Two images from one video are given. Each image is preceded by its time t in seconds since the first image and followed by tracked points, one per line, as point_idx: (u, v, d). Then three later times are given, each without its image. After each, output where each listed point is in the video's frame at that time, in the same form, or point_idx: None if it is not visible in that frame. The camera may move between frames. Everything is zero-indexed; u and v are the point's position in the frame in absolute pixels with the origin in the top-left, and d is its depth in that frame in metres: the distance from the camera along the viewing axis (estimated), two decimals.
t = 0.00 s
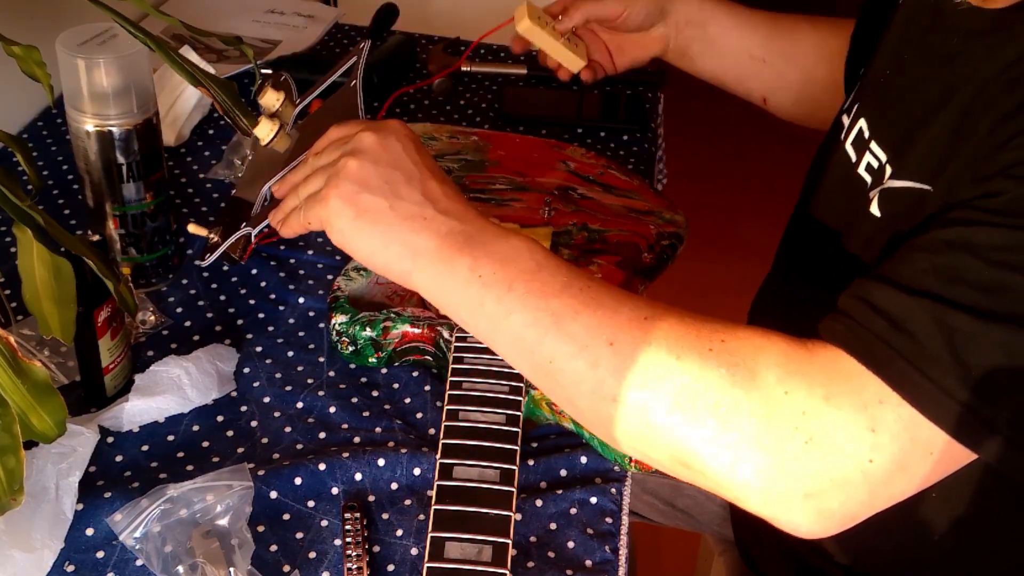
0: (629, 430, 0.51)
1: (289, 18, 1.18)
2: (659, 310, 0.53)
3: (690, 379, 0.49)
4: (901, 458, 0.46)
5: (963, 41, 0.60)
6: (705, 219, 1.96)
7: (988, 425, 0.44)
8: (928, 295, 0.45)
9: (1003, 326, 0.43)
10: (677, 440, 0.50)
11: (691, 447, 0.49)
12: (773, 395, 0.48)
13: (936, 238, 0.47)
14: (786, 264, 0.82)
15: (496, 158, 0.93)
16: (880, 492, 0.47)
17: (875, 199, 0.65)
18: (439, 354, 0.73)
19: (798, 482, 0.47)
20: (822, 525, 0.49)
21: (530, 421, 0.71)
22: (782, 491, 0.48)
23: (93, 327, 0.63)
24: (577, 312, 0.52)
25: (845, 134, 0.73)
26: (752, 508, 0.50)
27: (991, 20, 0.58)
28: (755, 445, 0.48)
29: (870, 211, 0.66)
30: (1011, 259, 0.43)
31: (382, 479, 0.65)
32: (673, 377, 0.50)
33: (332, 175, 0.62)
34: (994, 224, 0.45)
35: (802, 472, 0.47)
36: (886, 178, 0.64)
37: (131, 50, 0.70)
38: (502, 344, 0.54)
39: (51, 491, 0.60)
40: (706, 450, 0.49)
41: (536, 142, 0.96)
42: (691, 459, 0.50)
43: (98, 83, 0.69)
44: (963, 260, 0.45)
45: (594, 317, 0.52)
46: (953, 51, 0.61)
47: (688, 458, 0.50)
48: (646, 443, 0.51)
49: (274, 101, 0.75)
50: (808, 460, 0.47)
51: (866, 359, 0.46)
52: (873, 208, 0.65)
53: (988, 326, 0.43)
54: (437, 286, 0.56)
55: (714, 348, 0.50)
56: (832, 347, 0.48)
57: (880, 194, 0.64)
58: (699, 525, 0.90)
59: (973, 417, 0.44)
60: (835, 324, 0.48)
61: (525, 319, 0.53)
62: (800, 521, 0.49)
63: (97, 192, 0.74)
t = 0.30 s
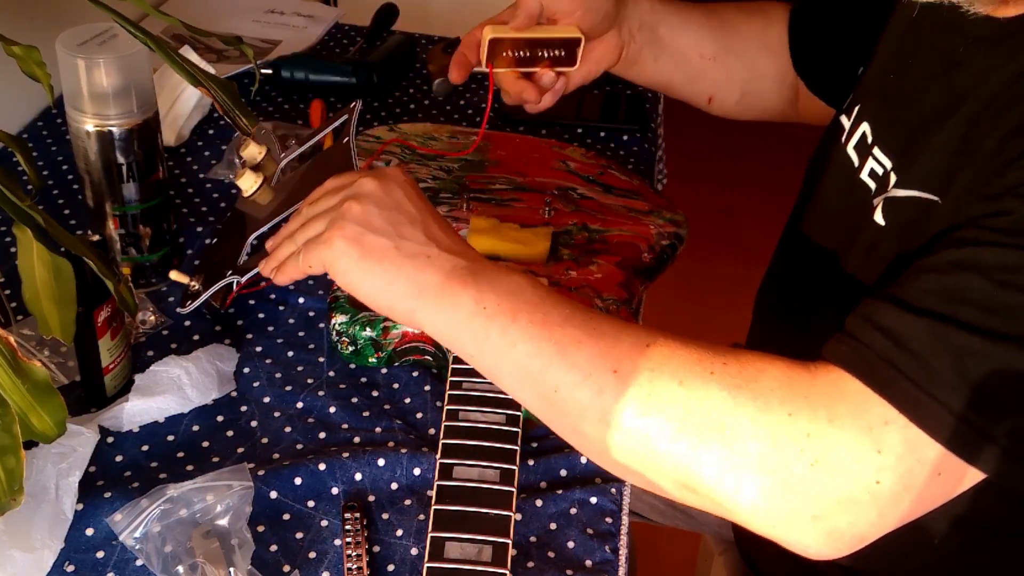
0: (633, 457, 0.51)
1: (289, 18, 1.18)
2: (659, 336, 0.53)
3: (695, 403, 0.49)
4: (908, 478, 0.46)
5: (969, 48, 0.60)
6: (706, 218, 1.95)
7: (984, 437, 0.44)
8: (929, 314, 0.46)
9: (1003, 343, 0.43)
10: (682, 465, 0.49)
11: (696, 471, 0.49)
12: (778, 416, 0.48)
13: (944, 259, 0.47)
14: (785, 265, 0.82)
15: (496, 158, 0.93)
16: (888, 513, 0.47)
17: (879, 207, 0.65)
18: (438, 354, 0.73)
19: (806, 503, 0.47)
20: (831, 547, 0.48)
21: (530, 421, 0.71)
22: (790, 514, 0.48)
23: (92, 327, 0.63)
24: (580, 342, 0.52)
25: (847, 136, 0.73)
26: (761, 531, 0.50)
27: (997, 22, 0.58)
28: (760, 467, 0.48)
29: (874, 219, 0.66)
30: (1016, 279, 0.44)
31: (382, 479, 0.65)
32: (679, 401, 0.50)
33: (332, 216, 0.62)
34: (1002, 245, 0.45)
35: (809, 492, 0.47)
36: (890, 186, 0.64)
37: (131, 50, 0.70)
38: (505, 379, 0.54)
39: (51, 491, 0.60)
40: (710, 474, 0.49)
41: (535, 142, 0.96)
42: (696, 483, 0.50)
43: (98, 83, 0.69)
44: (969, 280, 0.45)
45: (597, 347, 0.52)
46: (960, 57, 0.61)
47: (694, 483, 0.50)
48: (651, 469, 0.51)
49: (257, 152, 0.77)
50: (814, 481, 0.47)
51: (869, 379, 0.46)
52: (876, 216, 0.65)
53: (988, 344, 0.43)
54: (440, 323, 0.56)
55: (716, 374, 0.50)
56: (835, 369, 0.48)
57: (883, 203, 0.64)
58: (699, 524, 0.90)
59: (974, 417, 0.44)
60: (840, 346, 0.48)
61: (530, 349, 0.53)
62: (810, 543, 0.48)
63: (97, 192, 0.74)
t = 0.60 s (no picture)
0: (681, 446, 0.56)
1: (289, 18, 1.18)
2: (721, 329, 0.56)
3: (737, 409, 0.53)
4: (928, 498, 0.47)
5: (985, 51, 0.60)
6: (706, 218, 1.95)
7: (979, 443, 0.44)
8: (955, 340, 0.46)
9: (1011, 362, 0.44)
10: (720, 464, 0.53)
11: (731, 470, 0.53)
12: (811, 429, 0.51)
13: (965, 279, 0.48)
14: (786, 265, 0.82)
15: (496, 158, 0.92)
16: (909, 531, 0.48)
17: (889, 208, 0.66)
18: (439, 354, 0.73)
19: (826, 519, 0.50)
20: (851, 564, 0.51)
21: (530, 421, 0.71)
22: (811, 527, 0.51)
23: (93, 327, 0.63)
24: (645, 330, 0.57)
25: (858, 133, 0.73)
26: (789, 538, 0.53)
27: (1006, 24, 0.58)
28: (788, 476, 0.51)
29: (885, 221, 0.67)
30: None
31: (382, 479, 0.65)
32: (722, 403, 0.53)
33: (432, 207, 0.72)
34: None
35: (830, 508, 0.50)
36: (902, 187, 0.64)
37: (132, 50, 0.70)
38: (586, 348, 0.61)
39: (51, 491, 0.60)
40: (744, 476, 0.52)
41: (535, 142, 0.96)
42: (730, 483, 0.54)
43: (98, 83, 0.69)
44: (985, 301, 0.46)
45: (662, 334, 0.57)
46: (974, 60, 0.61)
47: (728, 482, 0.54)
48: (694, 459, 0.55)
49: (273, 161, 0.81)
50: (837, 495, 0.49)
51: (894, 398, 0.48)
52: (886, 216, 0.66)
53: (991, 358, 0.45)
54: (534, 290, 0.65)
55: (762, 380, 0.53)
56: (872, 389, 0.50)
57: (895, 204, 0.65)
58: (698, 524, 0.90)
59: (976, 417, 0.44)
60: (869, 363, 0.51)
61: (601, 330, 0.59)
62: (828, 557, 0.51)
63: (97, 192, 0.74)
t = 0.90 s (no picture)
0: (675, 442, 0.57)
1: (289, 18, 1.18)
2: (711, 324, 0.58)
3: (729, 406, 0.54)
4: (922, 495, 0.47)
5: (982, 50, 0.60)
6: (706, 218, 1.95)
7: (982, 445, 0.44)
8: (949, 337, 0.47)
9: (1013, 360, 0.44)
10: (712, 459, 0.55)
11: (724, 466, 0.54)
12: (802, 426, 0.52)
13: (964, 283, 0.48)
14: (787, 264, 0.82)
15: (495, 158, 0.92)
16: (904, 528, 0.49)
17: (887, 208, 0.66)
18: (439, 354, 0.73)
19: (816, 514, 0.51)
20: (849, 562, 0.51)
21: (530, 421, 0.71)
22: (803, 523, 0.51)
23: (93, 327, 0.63)
24: (637, 328, 0.58)
25: (855, 132, 0.73)
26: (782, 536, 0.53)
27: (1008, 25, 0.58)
28: (779, 472, 0.52)
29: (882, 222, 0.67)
30: None
31: (382, 479, 0.65)
32: (712, 399, 0.55)
33: (447, 212, 0.71)
34: None
35: (820, 504, 0.50)
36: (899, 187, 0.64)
37: (132, 50, 0.70)
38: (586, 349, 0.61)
39: (51, 491, 0.60)
40: (736, 471, 0.53)
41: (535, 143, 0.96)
42: (723, 479, 0.55)
43: (98, 83, 0.69)
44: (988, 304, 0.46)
45: (653, 332, 0.58)
46: (971, 59, 0.61)
47: (721, 478, 0.55)
48: (688, 456, 0.56)
49: (268, 167, 0.81)
50: (827, 490, 0.50)
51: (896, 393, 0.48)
52: (884, 217, 0.66)
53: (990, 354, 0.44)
54: (539, 292, 0.65)
55: (754, 376, 0.54)
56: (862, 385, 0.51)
57: (892, 203, 0.65)
58: (698, 524, 0.90)
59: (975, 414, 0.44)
60: (861, 361, 0.51)
61: (599, 330, 0.60)
62: (822, 554, 0.52)
63: (97, 192, 0.74)
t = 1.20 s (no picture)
0: (668, 431, 0.57)
1: (289, 18, 1.18)
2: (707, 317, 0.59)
3: (721, 391, 0.55)
4: (914, 479, 0.47)
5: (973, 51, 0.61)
6: (705, 218, 1.95)
7: (984, 436, 0.44)
8: (940, 319, 0.47)
9: (1004, 344, 0.44)
10: (703, 444, 0.55)
11: (715, 452, 0.54)
12: (794, 409, 0.52)
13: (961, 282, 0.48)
14: (787, 265, 0.82)
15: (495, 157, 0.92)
16: (897, 514, 0.49)
17: (883, 210, 0.66)
18: (439, 354, 0.73)
19: (807, 497, 0.51)
20: (841, 548, 0.51)
21: (530, 421, 0.71)
22: (796, 507, 0.51)
23: (93, 327, 0.63)
24: (635, 319, 0.59)
25: (850, 137, 0.73)
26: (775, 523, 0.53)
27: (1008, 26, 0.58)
28: (771, 456, 0.52)
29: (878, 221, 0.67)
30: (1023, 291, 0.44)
31: (382, 479, 0.65)
32: (705, 384, 0.55)
33: (457, 220, 0.75)
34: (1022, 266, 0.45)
35: (810, 486, 0.51)
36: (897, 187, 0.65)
37: (131, 50, 0.70)
38: (587, 345, 0.62)
39: (51, 491, 0.60)
40: (728, 456, 0.54)
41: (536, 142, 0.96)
42: (715, 465, 0.55)
43: (98, 83, 0.69)
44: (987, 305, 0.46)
45: (650, 323, 0.59)
46: (965, 59, 0.61)
47: (713, 464, 0.55)
48: (681, 444, 0.57)
49: (273, 171, 0.80)
50: (818, 474, 0.50)
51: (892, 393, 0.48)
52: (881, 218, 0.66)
53: (990, 342, 0.44)
54: (540, 292, 0.67)
55: (745, 362, 0.55)
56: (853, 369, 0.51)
57: (888, 204, 0.65)
58: (698, 523, 0.90)
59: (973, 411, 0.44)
60: (855, 348, 0.51)
61: (598, 323, 0.61)
62: (814, 539, 0.52)
63: (97, 192, 0.74)
